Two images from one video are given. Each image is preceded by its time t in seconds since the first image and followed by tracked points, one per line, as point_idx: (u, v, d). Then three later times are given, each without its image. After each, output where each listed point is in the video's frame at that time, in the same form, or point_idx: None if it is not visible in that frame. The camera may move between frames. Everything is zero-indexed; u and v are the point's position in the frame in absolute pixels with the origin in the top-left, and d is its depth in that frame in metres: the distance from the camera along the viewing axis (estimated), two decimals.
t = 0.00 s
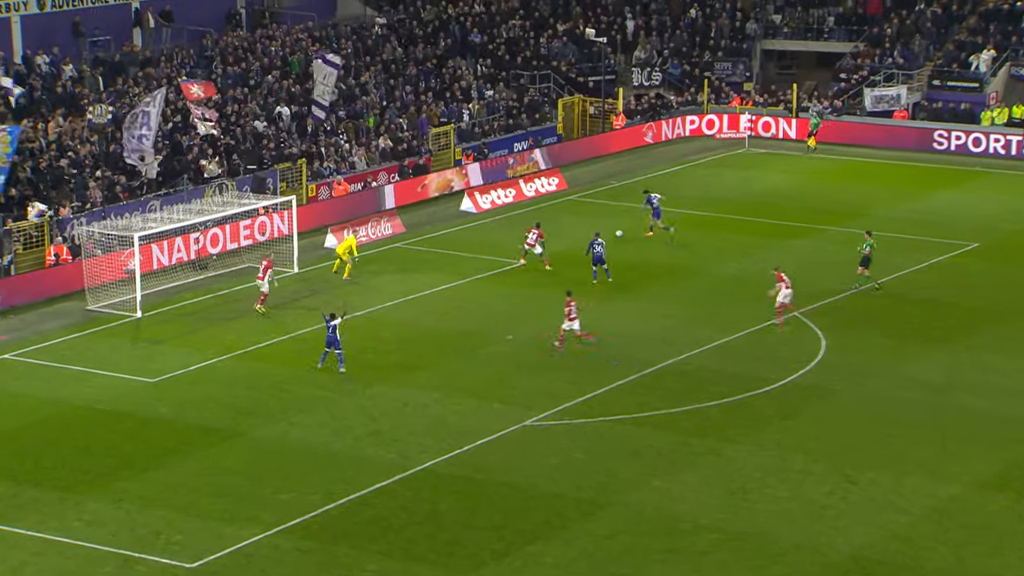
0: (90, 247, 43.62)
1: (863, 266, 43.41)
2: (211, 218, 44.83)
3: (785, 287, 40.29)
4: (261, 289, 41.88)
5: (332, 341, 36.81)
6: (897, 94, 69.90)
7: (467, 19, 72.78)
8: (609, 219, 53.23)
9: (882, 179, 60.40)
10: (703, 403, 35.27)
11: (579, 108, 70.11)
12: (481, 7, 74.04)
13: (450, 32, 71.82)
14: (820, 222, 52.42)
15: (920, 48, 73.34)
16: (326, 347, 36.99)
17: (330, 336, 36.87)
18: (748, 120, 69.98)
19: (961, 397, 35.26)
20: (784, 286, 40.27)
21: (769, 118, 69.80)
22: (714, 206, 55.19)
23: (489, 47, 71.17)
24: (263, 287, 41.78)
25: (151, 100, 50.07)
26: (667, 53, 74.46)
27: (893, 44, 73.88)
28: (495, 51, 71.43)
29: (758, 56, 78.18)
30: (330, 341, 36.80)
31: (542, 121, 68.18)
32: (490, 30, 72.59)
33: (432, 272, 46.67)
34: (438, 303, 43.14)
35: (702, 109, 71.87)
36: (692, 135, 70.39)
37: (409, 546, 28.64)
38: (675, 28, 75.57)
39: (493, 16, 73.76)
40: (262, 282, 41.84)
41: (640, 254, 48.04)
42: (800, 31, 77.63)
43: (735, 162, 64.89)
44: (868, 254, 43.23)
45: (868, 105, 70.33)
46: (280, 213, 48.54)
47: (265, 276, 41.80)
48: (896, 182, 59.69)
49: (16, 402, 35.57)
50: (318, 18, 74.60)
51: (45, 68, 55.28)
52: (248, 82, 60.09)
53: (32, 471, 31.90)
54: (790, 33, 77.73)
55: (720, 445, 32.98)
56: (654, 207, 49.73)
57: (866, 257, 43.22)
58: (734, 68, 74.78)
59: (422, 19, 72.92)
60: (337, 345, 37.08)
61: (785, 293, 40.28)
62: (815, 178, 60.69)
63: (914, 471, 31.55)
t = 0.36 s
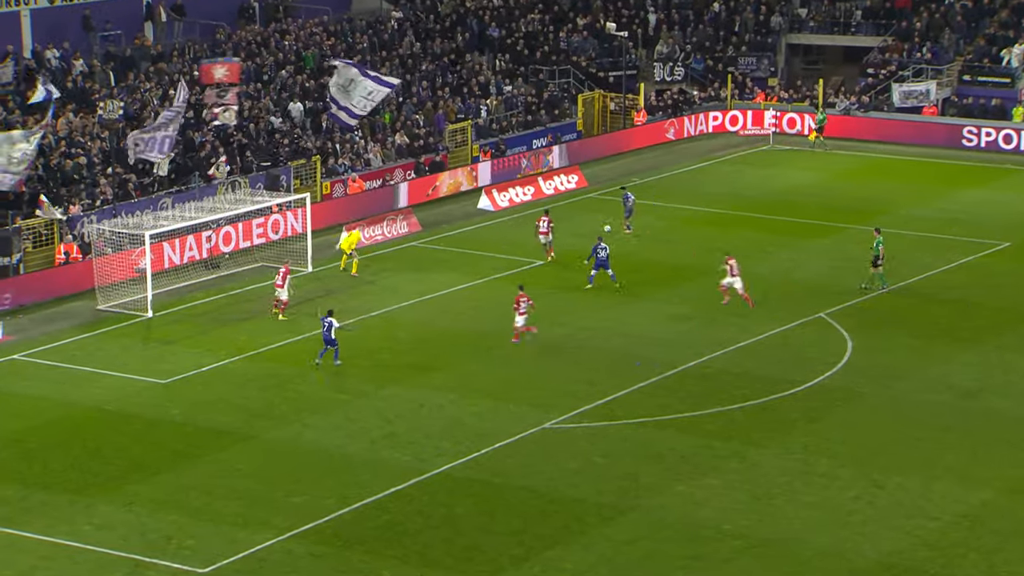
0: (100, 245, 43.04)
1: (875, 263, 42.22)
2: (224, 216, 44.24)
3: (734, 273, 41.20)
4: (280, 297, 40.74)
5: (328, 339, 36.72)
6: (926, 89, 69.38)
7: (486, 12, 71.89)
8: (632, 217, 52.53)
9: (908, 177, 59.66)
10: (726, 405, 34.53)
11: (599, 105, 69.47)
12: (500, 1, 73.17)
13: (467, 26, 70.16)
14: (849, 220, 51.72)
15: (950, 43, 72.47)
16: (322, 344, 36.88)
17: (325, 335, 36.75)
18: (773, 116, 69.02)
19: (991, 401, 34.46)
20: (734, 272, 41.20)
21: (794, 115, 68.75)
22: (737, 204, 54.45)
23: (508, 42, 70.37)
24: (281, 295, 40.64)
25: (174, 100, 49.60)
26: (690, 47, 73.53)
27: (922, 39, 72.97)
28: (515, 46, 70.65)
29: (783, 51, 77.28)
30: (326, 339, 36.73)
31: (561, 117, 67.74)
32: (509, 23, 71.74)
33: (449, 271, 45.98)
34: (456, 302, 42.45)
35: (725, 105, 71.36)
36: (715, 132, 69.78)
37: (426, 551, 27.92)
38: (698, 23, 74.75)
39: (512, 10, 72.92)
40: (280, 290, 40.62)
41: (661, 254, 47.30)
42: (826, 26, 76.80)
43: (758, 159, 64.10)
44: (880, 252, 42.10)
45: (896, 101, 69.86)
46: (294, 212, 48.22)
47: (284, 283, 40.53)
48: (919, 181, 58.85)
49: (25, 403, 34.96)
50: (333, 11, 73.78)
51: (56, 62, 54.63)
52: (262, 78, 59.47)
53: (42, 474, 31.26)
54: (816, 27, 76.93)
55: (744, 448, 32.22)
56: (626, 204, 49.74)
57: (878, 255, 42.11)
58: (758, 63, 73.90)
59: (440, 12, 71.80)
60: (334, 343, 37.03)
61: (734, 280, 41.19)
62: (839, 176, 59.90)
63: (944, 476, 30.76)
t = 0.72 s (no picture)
0: (115, 244, 43.26)
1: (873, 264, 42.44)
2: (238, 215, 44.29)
3: (676, 262, 42.01)
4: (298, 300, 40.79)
5: (328, 335, 36.62)
6: (942, 89, 69.26)
7: (501, 12, 71.89)
8: (646, 217, 52.47)
9: (924, 177, 59.49)
10: (741, 405, 34.48)
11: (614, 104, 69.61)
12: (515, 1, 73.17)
13: (482, 25, 70.38)
14: (864, 220, 51.63)
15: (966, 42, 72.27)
16: (322, 340, 36.78)
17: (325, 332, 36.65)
18: (789, 115, 68.98)
19: (1006, 401, 34.36)
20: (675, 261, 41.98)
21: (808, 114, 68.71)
22: (751, 204, 54.35)
23: (523, 41, 70.35)
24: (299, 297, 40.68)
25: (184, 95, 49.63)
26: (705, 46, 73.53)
27: (938, 38, 72.77)
28: (530, 45, 70.61)
29: (798, 50, 77.15)
30: (326, 334, 36.62)
31: (575, 117, 67.57)
32: (524, 23, 71.70)
33: (464, 270, 46.00)
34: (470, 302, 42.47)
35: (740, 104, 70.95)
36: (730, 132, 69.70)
37: (440, 551, 27.94)
38: (713, 22, 74.65)
39: (527, 10, 72.88)
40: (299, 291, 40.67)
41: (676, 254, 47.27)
42: (842, 25, 76.64)
43: (775, 159, 63.90)
44: (877, 252, 42.43)
45: (911, 100, 69.72)
46: (308, 211, 48.24)
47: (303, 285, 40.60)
48: (935, 180, 58.74)
49: (41, 402, 35.05)
50: (348, 11, 73.80)
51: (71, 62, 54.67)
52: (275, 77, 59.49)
53: (58, 473, 31.35)
54: (832, 27, 76.71)
55: (759, 449, 32.17)
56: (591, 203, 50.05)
57: (875, 254, 42.49)
58: (774, 62, 73.80)
59: (454, 12, 71.80)
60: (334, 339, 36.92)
61: (676, 268, 42.04)
62: (855, 176, 59.74)
63: (958, 476, 30.68)
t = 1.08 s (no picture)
0: (126, 243, 43.29)
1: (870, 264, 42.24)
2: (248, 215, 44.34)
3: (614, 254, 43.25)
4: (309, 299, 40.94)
5: (330, 334, 36.58)
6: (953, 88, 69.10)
7: (510, 12, 71.83)
8: (656, 217, 52.40)
9: (934, 177, 59.32)
10: (750, 404, 34.46)
11: (625, 104, 69.50)
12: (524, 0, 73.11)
13: (491, 24, 70.34)
14: (873, 220, 51.53)
15: (976, 42, 72.15)
16: (323, 340, 36.73)
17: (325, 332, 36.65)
18: (798, 115, 68.68)
19: (1016, 402, 34.27)
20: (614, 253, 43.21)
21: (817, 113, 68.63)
22: (761, 204, 54.27)
23: (532, 41, 70.28)
24: (310, 297, 40.78)
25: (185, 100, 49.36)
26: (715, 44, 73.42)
27: (948, 38, 72.66)
28: (539, 45, 70.56)
29: (808, 50, 77.01)
30: (326, 334, 36.57)
31: (585, 116, 67.68)
32: (534, 22, 71.62)
33: (473, 270, 45.99)
34: (478, 302, 42.45)
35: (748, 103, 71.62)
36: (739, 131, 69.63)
37: (449, 550, 27.95)
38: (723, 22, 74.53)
39: (537, 10, 72.81)
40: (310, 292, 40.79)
41: (685, 253, 47.21)
42: (852, 24, 76.47)
43: (786, 159, 63.75)
44: (874, 253, 42.28)
45: (922, 100, 69.58)
46: (317, 210, 48.41)
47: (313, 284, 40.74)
48: (945, 180, 58.64)
49: (51, 401, 35.11)
50: (358, 11, 73.76)
51: (81, 61, 54.74)
52: (284, 76, 59.42)
53: (68, 472, 31.40)
54: (842, 26, 76.56)
55: (768, 449, 32.12)
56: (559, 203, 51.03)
57: (873, 255, 42.24)
58: (784, 62, 73.64)
59: (463, 11, 71.66)
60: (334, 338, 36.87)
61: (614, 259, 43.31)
62: (865, 176, 59.61)
63: (968, 477, 30.62)
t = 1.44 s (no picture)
0: (127, 243, 43.27)
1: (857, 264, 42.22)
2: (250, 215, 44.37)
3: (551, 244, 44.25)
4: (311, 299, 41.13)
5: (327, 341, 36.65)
6: (955, 88, 69.12)
7: (513, 11, 71.86)
8: (657, 217, 52.40)
9: (935, 176, 59.28)
10: (751, 404, 34.43)
11: (626, 103, 69.58)
12: None
13: (493, 24, 70.38)
14: (875, 220, 51.50)
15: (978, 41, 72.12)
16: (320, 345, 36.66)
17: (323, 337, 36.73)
18: (800, 114, 68.83)
19: (1018, 402, 34.24)
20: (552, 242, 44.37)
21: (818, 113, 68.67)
22: (763, 203, 54.25)
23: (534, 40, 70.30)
24: (312, 297, 40.95)
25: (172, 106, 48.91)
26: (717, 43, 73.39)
27: (950, 38, 72.63)
28: (541, 45, 70.59)
29: (810, 49, 76.99)
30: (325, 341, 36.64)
31: (587, 115, 67.64)
32: (536, 22, 71.63)
33: (476, 269, 45.96)
34: (480, 301, 42.45)
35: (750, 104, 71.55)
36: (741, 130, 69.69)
37: (450, 550, 27.94)
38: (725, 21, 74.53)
39: (539, 9, 72.82)
40: (312, 292, 40.97)
41: (687, 253, 47.18)
42: (854, 24, 76.45)
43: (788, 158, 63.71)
44: (862, 252, 42.29)
45: (923, 99, 69.54)
46: (319, 209, 48.34)
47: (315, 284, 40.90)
48: (947, 179, 58.63)
49: (52, 401, 35.11)
50: (360, 10, 73.77)
51: (83, 60, 54.76)
52: (285, 75, 59.41)
53: (70, 472, 31.38)
54: (843, 25, 76.57)
55: (770, 449, 32.09)
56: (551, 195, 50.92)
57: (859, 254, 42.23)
58: (785, 62, 73.49)
59: (465, 11, 71.72)
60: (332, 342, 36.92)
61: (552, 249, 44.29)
62: (867, 175, 59.55)
63: (970, 476, 30.60)
